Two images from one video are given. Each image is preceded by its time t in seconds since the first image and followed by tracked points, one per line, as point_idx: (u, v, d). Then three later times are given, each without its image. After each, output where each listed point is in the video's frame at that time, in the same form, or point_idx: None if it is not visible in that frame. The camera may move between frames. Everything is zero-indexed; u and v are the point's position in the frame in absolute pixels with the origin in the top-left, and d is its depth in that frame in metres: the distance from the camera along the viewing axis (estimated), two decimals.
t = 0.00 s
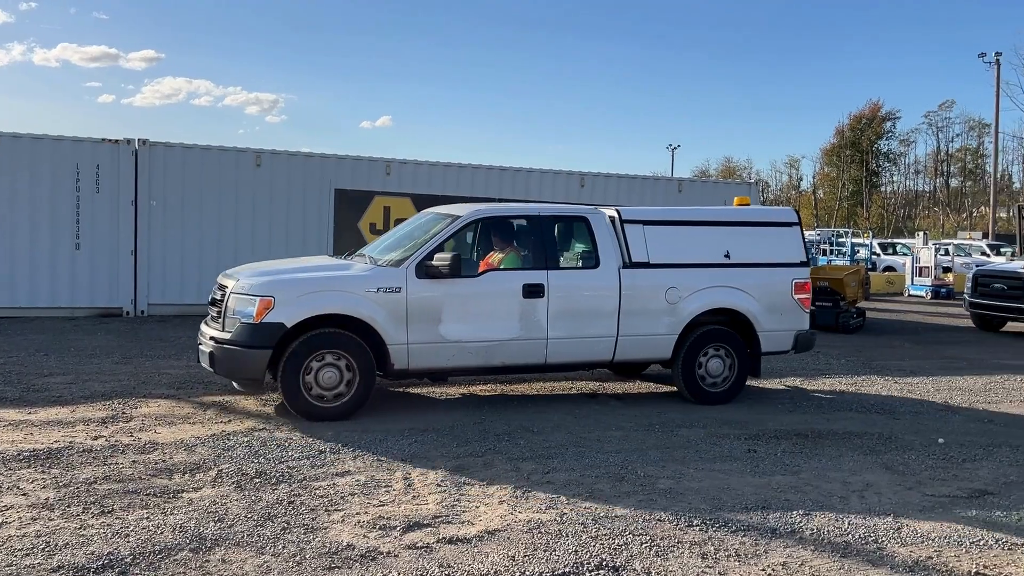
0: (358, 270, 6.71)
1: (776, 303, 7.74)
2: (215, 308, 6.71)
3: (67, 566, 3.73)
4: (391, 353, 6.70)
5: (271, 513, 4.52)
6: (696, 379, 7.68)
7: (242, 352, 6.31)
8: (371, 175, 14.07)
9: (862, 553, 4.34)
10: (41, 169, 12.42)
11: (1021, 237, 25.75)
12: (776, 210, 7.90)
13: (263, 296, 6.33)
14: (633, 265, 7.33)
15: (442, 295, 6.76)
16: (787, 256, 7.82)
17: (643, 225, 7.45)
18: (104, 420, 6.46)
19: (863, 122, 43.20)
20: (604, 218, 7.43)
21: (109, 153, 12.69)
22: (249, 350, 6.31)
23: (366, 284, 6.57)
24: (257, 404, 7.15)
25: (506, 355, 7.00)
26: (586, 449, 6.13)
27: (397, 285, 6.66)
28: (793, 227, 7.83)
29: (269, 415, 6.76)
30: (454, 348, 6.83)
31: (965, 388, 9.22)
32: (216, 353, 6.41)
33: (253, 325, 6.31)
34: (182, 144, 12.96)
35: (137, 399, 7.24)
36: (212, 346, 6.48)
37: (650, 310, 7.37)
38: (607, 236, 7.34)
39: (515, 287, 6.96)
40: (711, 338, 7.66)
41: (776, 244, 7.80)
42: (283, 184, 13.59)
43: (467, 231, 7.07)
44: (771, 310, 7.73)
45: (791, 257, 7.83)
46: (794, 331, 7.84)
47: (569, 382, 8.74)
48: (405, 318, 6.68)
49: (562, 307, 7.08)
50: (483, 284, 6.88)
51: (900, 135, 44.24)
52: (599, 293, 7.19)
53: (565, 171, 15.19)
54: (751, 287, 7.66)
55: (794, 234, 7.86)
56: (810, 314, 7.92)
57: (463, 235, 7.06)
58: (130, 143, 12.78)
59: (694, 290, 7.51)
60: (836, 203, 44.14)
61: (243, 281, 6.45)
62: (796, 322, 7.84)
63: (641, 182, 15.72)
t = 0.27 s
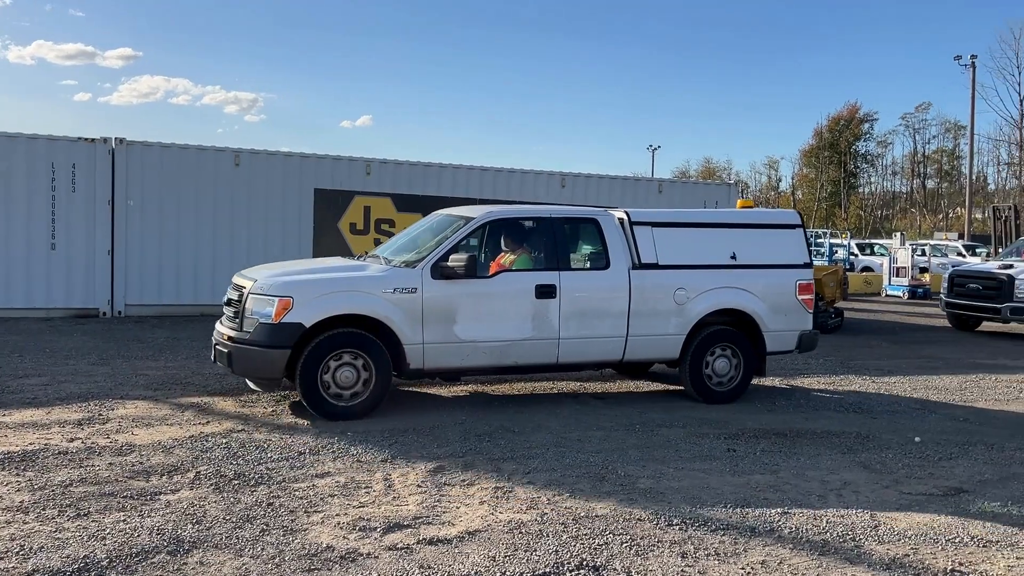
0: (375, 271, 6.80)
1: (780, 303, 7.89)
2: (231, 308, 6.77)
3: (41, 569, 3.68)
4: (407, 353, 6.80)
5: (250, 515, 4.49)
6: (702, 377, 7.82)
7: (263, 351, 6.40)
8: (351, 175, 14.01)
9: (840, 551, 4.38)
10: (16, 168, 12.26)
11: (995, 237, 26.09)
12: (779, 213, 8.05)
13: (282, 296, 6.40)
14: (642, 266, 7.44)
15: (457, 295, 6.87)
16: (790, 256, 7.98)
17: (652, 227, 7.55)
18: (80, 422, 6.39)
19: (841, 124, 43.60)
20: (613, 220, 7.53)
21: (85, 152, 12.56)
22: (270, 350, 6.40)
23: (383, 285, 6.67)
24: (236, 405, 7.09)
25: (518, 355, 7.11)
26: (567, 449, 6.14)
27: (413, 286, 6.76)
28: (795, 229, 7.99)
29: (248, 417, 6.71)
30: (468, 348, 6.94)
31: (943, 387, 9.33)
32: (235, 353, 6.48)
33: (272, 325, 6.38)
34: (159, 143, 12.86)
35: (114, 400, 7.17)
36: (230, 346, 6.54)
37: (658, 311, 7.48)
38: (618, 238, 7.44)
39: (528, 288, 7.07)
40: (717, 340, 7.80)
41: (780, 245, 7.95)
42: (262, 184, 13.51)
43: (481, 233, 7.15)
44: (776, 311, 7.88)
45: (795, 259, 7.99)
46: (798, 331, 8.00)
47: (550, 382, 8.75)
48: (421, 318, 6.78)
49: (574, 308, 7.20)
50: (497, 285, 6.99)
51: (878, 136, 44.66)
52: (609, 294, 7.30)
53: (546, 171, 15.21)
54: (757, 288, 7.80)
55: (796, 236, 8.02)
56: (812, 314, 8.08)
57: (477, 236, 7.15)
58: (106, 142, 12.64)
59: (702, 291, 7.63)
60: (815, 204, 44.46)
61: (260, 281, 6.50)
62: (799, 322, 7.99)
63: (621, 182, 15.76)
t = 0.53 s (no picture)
0: (392, 272, 6.87)
1: (785, 303, 8.08)
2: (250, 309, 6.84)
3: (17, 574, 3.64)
4: (424, 352, 6.88)
5: (230, 517, 4.46)
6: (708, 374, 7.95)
7: (283, 351, 6.46)
8: (332, 175, 13.95)
9: (819, 549, 4.42)
10: None
11: (972, 238, 26.40)
12: (782, 214, 8.26)
13: (302, 298, 6.46)
14: (652, 267, 7.60)
15: (473, 296, 6.96)
16: (794, 257, 8.19)
17: (661, 228, 7.73)
18: (57, 424, 6.32)
19: (821, 125, 43.99)
20: (623, 221, 7.68)
21: (63, 151, 12.43)
22: (289, 349, 6.46)
23: (400, 286, 6.74)
24: (216, 407, 7.04)
25: (532, 355, 7.22)
26: (549, 449, 6.16)
27: (429, 287, 6.84)
28: (797, 230, 8.21)
29: (228, 418, 6.66)
30: (483, 348, 7.04)
31: (921, 386, 9.43)
32: (254, 353, 6.54)
33: (292, 327, 6.44)
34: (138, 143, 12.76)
35: (92, 402, 7.09)
36: (250, 346, 6.59)
37: (668, 310, 7.64)
38: (628, 238, 7.59)
39: (542, 288, 7.19)
40: (726, 337, 7.97)
41: (784, 246, 8.16)
42: (242, 184, 13.44)
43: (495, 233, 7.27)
44: (781, 310, 8.07)
45: (798, 259, 8.20)
46: (802, 330, 8.19)
47: (533, 382, 8.76)
48: (438, 318, 6.87)
49: (586, 308, 7.33)
50: (512, 285, 7.10)
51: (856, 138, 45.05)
52: (620, 294, 7.44)
53: (528, 172, 15.23)
54: (762, 287, 7.99)
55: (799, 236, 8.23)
56: (815, 313, 8.28)
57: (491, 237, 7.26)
58: (84, 141, 12.52)
59: (710, 291, 7.80)
60: (795, 204, 44.72)
61: (279, 283, 6.56)
62: (803, 321, 8.19)
63: (602, 183, 15.81)
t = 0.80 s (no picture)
0: (410, 273, 7.01)
1: (789, 302, 8.32)
2: (268, 310, 6.94)
3: None
4: (441, 352, 7.02)
5: (211, 519, 4.44)
6: (715, 369, 8.11)
7: (302, 352, 6.57)
8: (313, 176, 13.89)
9: (800, 547, 4.44)
10: None
11: (950, 238, 26.67)
12: (785, 215, 8.49)
13: (323, 299, 6.58)
14: (662, 267, 7.81)
15: (489, 297, 7.11)
16: (798, 257, 8.43)
17: (670, 229, 7.93)
18: (34, 427, 6.25)
19: (802, 126, 44.34)
20: (633, 222, 7.88)
21: (41, 151, 12.30)
22: (309, 350, 6.57)
23: (417, 287, 6.87)
24: (197, 409, 6.99)
25: (546, 354, 7.37)
26: (532, 448, 6.16)
27: (446, 288, 6.97)
28: (801, 231, 8.44)
29: (208, 420, 6.62)
30: (498, 347, 7.19)
31: (900, 385, 9.52)
32: (274, 354, 6.64)
33: (313, 327, 6.56)
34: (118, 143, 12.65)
35: (70, 404, 7.02)
36: (270, 347, 6.69)
37: (676, 310, 7.86)
38: (637, 239, 7.80)
39: (556, 289, 7.36)
40: (735, 334, 8.18)
41: (787, 246, 8.39)
42: (222, 184, 13.33)
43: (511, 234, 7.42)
44: (786, 309, 8.31)
45: (801, 259, 8.44)
46: (806, 329, 8.43)
47: (515, 382, 8.76)
48: (455, 319, 7.01)
49: (599, 308, 7.51)
50: (527, 286, 7.26)
51: (837, 138, 45.37)
52: (631, 294, 7.64)
53: (511, 173, 15.23)
54: (768, 288, 8.22)
55: (802, 237, 8.46)
56: (818, 312, 8.53)
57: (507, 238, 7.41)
58: (62, 141, 12.39)
59: (717, 291, 8.02)
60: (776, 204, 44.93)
61: (300, 284, 6.68)
62: (807, 320, 8.42)
63: (585, 183, 15.84)
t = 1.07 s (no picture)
0: (427, 272, 7.12)
1: (793, 301, 8.51)
2: (287, 311, 7.04)
3: None
4: (457, 351, 7.13)
5: (192, 522, 4.41)
6: (722, 365, 8.29)
7: (322, 351, 6.65)
8: (295, 177, 13.84)
9: (782, 545, 4.47)
10: None
11: (928, 238, 26.96)
12: (789, 216, 8.65)
13: (342, 299, 6.67)
14: (671, 267, 7.96)
15: (504, 297, 7.23)
16: (802, 258, 8.60)
17: (678, 230, 8.08)
18: (12, 430, 6.18)
19: (783, 126, 44.68)
20: (642, 223, 8.00)
21: (18, 151, 12.18)
22: (329, 350, 6.66)
23: (433, 287, 6.97)
24: (177, 411, 6.94)
25: (558, 353, 7.51)
26: (515, 449, 6.17)
27: (462, 288, 7.09)
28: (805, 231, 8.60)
29: (189, 422, 6.58)
30: (512, 346, 7.31)
31: (881, 383, 9.61)
32: (293, 353, 6.72)
33: (333, 327, 6.65)
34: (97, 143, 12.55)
35: (49, 407, 6.95)
36: (289, 346, 6.77)
37: (685, 309, 8.02)
38: (647, 240, 7.93)
39: (569, 289, 7.49)
40: (744, 331, 8.39)
41: (792, 246, 8.57)
42: (203, 184, 13.25)
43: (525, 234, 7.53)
44: (790, 308, 8.50)
45: (805, 259, 8.61)
46: (809, 327, 8.62)
47: (499, 382, 8.76)
48: (471, 318, 7.12)
49: (610, 307, 7.65)
50: (541, 286, 7.39)
51: (818, 139, 45.68)
52: (641, 293, 7.78)
53: (493, 173, 15.22)
54: (773, 287, 8.40)
55: (806, 237, 8.63)
56: (822, 311, 8.72)
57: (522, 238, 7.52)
58: (40, 141, 12.27)
59: (724, 290, 8.19)
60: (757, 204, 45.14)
61: (320, 284, 6.78)
62: (810, 318, 8.62)
63: (568, 183, 15.86)
